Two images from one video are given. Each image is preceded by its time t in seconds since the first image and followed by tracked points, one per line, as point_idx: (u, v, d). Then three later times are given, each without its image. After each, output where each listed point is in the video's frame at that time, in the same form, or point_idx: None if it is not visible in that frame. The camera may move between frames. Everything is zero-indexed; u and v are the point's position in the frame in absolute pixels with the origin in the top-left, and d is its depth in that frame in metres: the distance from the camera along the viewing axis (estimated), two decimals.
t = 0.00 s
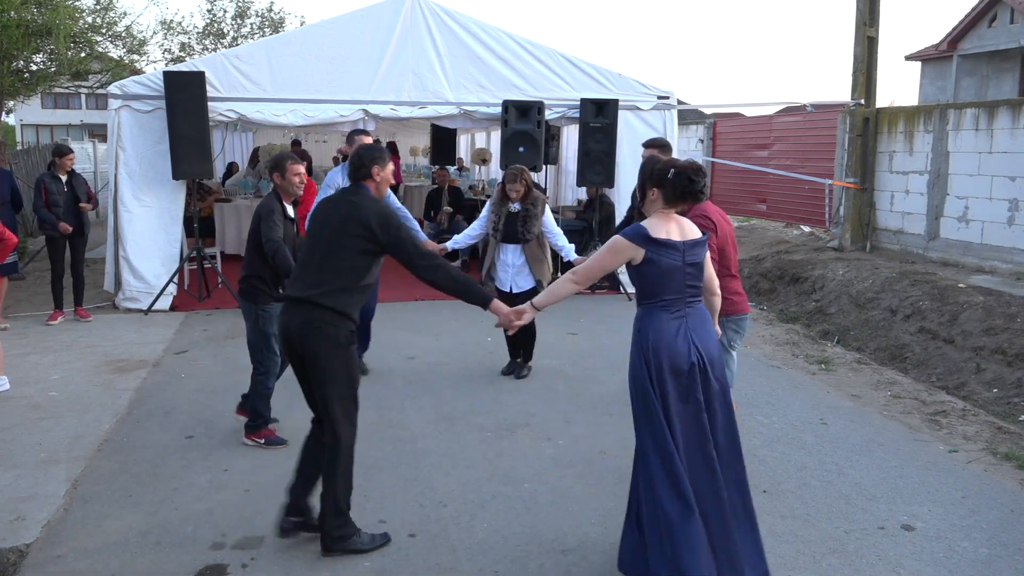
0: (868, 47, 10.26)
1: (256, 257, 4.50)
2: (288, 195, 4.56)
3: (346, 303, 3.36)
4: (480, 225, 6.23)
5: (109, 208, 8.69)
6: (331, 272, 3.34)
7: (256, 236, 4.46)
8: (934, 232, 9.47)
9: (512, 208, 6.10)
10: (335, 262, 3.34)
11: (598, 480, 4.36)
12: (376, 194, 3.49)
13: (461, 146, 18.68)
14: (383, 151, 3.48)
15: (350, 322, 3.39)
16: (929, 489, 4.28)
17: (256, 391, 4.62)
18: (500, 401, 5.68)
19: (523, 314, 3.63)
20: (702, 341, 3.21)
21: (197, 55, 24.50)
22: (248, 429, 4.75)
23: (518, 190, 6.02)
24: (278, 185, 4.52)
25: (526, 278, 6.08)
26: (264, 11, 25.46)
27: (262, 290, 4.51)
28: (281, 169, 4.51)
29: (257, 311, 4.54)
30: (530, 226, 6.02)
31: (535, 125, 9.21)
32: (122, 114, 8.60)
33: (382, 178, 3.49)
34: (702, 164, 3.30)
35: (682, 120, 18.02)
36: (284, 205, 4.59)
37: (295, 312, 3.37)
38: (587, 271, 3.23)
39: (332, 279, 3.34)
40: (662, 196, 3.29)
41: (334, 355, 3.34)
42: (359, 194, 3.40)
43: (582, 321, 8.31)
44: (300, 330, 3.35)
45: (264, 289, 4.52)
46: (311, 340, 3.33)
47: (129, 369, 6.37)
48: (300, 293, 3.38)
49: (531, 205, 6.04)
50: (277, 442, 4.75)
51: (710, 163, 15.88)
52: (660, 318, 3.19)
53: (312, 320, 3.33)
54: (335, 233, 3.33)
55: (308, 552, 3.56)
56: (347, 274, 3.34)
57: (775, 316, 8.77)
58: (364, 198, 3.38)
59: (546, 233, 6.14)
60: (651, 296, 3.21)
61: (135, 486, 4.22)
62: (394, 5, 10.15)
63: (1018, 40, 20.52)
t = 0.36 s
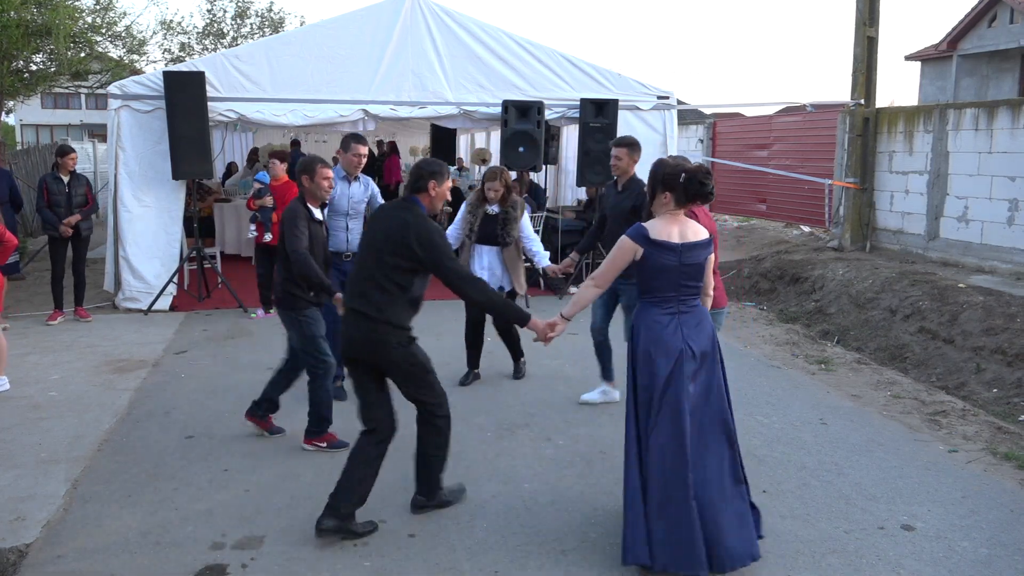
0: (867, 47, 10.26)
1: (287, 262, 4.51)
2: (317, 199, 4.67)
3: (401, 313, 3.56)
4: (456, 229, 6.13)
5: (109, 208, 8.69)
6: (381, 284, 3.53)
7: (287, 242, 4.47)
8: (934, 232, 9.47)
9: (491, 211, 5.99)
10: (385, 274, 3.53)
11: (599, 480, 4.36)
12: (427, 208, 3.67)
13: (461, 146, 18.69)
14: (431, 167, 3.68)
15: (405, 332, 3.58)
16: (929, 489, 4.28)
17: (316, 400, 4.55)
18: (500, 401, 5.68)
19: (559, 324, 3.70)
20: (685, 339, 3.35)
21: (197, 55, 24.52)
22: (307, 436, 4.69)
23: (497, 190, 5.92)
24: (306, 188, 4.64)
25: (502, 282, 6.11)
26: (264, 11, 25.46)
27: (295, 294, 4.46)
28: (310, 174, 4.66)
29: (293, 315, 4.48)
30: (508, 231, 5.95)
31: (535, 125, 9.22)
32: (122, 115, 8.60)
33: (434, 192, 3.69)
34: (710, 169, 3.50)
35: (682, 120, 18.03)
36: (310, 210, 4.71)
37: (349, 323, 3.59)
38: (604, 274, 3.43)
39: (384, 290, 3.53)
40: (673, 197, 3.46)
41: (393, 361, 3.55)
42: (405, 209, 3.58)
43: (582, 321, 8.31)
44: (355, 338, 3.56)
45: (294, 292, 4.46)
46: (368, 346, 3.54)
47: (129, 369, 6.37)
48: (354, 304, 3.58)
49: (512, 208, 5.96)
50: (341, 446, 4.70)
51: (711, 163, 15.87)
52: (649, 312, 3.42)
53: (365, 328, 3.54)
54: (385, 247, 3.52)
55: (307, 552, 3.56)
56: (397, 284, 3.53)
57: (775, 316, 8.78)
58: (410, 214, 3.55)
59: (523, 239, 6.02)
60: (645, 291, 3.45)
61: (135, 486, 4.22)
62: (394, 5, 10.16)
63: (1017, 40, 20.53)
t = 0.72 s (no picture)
0: (867, 48, 10.26)
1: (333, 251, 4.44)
2: (353, 192, 4.51)
3: (458, 280, 3.84)
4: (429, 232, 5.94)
5: (108, 208, 8.69)
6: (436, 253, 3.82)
7: (334, 233, 4.39)
8: (933, 232, 9.48)
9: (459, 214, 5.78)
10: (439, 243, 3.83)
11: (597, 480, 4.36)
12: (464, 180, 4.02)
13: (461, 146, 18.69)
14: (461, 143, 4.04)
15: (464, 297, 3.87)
16: (928, 489, 4.28)
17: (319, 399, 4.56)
18: (500, 401, 5.69)
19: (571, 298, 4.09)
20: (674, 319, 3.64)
21: (197, 55, 24.53)
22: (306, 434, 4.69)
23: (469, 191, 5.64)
24: (340, 182, 4.47)
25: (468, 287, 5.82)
26: (263, 11, 25.47)
27: (347, 292, 4.47)
28: (344, 166, 4.48)
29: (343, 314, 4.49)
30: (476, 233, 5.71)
31: (534, 125, 9.19)
32: (122, 114, 8.59)
33: (467, 167, 4.04)
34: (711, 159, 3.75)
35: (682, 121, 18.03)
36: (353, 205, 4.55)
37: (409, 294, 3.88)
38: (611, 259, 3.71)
39: (441, 258, 3.82)
40: (673, 185, 3.74)
41: (454, 323, 3.83)
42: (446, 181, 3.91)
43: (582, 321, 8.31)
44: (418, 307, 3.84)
45: (346, 289, 4.47)
46: (433, 311, 3.80)
47: (129, 369, 6.37)
48: (413, 276, 3.88)
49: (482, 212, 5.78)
50: (340, 447, 4.69)
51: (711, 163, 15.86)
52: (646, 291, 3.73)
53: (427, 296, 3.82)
54: (434, 220, 3.83)
55: (307, 552, 3.56)
56: (453, 251, 3.83)
57: (775, 316, 8.78)
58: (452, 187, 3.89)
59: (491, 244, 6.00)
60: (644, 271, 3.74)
61: (135, 486, 4.22)
62: (394, 5, 10.17)
63: (1017, 40, 20.56)
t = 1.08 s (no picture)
0: (867, 47, 10.26)
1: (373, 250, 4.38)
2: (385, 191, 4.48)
3: (485, 278, 4.21)
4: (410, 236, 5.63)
5: (108, 208, 8.68)
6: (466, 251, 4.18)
7: (376, 232, 4.35)
8: (933, 232, 9.48)
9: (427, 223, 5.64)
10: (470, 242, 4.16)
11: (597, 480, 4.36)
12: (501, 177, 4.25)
13: (461, 146, 18.69)
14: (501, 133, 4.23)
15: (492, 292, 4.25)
16: (928, 489, 4.28)
17: (382, 387, 4.47)
18: (500, 400, 5.69)
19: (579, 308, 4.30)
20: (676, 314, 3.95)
21: (198, 55, 24.53)
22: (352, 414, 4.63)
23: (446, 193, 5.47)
24: (376, 182, 4.43)
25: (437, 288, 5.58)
26: (263, 11, 25.48)
27: (385, 291, 4.41)
28: (377, 166, 4.42)
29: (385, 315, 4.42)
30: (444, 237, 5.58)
31: (534, 125, 9.05)
32: (122, 115, 8.59)
33: (507, 163, 4.24)
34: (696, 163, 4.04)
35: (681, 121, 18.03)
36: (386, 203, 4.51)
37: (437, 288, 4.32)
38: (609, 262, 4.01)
39: (469, 258, 4.18)
40: (661, 189, 4.02)
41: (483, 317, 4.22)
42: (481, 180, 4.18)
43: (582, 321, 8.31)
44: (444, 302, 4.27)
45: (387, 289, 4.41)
46: (460, 306, 4.21)
47: (129, 369, 6.37)
48: (444, 271, 4.26)
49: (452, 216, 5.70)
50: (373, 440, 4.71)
51: (711, 163, 15.86)
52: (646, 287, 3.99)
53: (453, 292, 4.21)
54: (465, 218, 4.16)
55: (307, 552, 3.56)
56: (481, 251, 4.18)
57: (775, 316, 8.78)
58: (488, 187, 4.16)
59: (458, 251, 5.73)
60: (639, 269, 4.00)
61: (135, 486, 4.22)
62: (394, 5, 10.18)
63: (1017, 40, 20.56)
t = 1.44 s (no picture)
0: (867, 47, 10.26)
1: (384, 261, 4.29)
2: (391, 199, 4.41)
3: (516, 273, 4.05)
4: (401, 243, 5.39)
5: (108, 208, 8.69)
6: (495, 246, 4.02)
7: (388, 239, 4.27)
8: (933, 232, 9.48)
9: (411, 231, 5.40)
10: (499, 237, 4.02)
11: (597, 480, 4.36)
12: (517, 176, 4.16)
13: (461, 147, 18.69)
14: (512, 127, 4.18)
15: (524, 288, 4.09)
16: (928, 489, 4.28)
17: (389, 413, 4.30)
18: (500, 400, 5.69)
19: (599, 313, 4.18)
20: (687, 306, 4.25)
21: (198, 55, 24.54)
22: (375, 460, 4.36)
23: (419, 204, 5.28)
24: (382, 190, 4.36)
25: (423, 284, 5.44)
26: (263, 11, 25.47)
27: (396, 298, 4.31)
28: (385, 174, 4.35)
29: (399, 328, 4.35)
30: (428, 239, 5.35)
31: (535, 125, 9.11)
32: (122, 115, 8.59)
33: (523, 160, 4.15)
34: (695, 161, 4.36)
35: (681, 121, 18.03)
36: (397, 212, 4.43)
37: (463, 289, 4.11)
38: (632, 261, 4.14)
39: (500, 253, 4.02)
40: (666, 185, 4.30)
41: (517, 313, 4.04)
42: (501, 176, 4.09)
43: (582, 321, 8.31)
44: (476, 302, 4.04)
45: (399, 300, 4.34)
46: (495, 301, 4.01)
47: (128, 369, 6.37)
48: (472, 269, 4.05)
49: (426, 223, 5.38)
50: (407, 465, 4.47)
51: (711, 163, 15.85)
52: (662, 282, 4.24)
53: (486, 292, 4.02)
54: (491, 214, 4.03)
55: (307, 552, 3.56)
56: (512, 246, 4.02)
57: (775, 316, 8.78)
58: (509, 181, 4.08)
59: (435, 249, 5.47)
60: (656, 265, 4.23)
61: (136, 486, 4.23)
62: (394, 5, 10.18)
63: (1017, 40, 20.57)
